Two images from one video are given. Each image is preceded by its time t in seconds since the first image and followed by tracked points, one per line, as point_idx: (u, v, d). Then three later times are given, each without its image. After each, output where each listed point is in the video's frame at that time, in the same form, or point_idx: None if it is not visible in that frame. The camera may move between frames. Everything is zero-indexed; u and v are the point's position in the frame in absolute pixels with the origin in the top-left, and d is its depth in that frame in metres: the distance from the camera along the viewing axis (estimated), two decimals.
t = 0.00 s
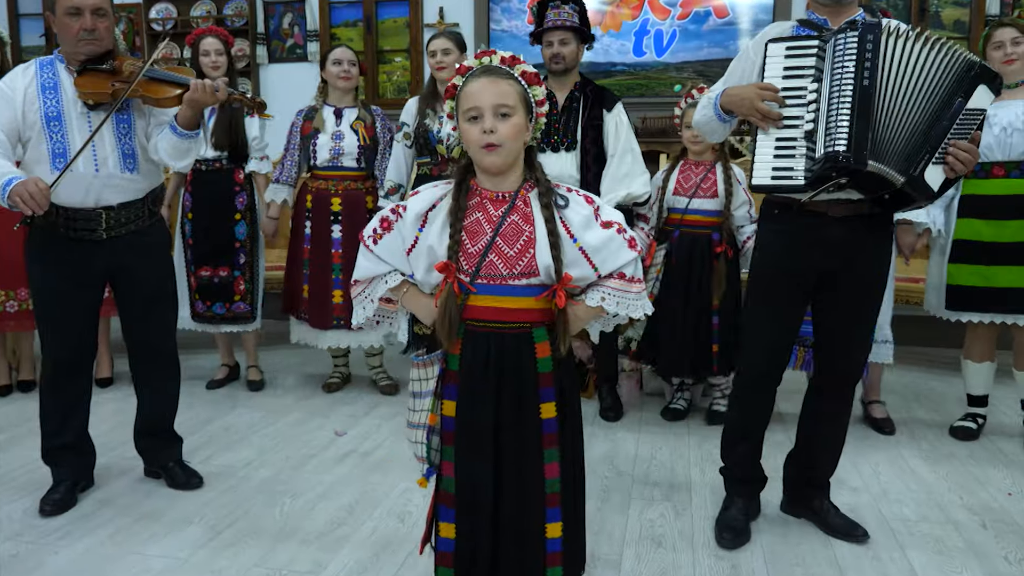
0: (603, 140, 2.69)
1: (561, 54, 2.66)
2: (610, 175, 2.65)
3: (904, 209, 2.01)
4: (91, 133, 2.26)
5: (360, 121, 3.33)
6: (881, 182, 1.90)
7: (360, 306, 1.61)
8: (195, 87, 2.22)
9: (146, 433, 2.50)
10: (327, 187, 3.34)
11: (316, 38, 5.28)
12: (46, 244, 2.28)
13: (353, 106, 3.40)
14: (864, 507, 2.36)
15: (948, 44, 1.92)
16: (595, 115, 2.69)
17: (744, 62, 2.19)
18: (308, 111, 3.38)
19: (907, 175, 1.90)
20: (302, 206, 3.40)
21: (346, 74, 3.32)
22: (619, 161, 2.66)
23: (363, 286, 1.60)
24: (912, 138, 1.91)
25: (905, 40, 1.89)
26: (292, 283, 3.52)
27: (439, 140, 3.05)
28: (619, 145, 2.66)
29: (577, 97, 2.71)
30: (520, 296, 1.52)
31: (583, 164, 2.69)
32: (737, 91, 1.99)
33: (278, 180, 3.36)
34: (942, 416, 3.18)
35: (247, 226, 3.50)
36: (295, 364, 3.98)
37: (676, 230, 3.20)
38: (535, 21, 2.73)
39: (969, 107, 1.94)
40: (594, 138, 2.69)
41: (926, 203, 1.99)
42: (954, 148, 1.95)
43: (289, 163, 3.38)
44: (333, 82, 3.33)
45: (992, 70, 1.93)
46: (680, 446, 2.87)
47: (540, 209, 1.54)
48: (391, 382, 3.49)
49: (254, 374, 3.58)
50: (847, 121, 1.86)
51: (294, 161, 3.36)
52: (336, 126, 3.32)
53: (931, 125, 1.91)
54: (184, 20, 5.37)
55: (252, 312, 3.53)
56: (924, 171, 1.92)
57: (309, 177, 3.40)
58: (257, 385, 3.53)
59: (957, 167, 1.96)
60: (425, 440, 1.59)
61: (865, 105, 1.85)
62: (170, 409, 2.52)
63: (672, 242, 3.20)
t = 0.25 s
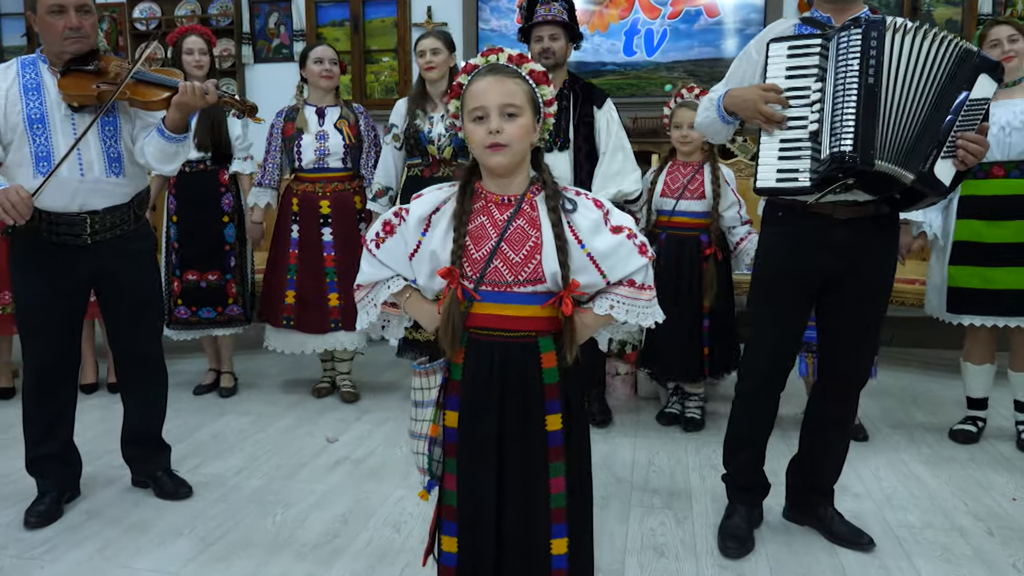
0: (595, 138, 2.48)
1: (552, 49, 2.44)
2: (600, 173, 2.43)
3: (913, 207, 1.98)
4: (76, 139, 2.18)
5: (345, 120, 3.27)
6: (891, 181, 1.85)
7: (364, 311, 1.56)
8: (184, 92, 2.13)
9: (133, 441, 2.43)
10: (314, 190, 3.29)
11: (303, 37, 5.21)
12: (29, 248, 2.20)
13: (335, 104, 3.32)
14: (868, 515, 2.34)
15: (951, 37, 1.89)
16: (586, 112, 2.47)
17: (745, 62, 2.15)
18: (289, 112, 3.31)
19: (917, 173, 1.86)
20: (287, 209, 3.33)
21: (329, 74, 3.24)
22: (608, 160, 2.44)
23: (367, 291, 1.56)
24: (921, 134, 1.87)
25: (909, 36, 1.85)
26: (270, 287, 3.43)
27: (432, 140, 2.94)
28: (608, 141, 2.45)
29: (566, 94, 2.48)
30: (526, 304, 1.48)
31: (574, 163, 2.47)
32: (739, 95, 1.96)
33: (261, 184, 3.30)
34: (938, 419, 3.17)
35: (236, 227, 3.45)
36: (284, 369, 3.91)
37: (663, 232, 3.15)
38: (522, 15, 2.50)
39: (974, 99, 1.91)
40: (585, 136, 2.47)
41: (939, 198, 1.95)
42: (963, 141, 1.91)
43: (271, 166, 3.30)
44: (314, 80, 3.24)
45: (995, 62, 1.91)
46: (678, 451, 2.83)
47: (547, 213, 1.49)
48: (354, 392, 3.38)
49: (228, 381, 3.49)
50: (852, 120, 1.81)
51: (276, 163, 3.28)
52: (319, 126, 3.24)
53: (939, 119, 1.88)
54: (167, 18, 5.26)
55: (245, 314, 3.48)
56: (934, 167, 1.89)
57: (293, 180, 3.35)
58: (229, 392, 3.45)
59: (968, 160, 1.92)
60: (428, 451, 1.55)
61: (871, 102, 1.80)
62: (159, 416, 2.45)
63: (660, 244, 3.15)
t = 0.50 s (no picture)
0: (594, 142, 2.43)
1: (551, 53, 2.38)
2: (599, 177, 2.36)
3: (923, 203, 1.92)
4: (65, 143, 2.12)
5: (336, 120, 3.21)
6: (900, 181, 1.81)
7: (369, 315, 1.52)
8: (176, 94, 2.08)
9: (122, 449, 2.37)
10: (305, 191, 3.22)
11: (292, 36, 5.14)
12: (15, 252, 2.14)
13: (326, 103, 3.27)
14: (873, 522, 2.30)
15: (955, 30, 1.85)
16: (585, 116, 2.41)
17: (749, 61, 2.09)
18: (280, 112, 3.24)
19: (927, 170, 1.81)
20: (276, 210, 3.26)
21: (319, 74, 3.18)
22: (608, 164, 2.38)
23: (373, 294, 1.52)
24: (928, 131, 1.82)
25: (914, 30, 1.80)
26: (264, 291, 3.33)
27: (423, 142, 2.94)
28: (609, 144, 2.38)
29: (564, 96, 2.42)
30: (530, 309, 1.42)
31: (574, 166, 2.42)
32: (739, 94, 1.91)
33: (252, 186, 3.23)
34: (940, 422, 3.14)
35: (228, 230, 3.38)
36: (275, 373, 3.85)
37: (661, 234, 3.11)
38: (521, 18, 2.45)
39: (979, 90, 1.86)
40: (585, 140, 2.42)
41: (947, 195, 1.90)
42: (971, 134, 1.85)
43: (262, 167, 3.25)
44: (304, 80, 3.18)
45: (999, 52, 1.86)
46: (678, 456, 2.78)
47: (552, 215, 1.44)
48: (365, 393, 3.35)
49: (233, 383, 3.43)
50: (859, 119, 1.76)
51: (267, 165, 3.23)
52: (310, 126, 3.19)
53: (946, 115, 1.83)
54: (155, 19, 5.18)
55: (240, 318, 3.41)
56: (943, 163, 1.83)
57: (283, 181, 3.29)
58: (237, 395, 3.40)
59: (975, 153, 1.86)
60: (426, 460, 1.49)
61: (876, 100, 1.75)
62: (149, 423, 2.39)
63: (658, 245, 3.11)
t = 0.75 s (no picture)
0: (604, 140, 2.36)
1: (560, 48, 2.33)
2: (607, 177, 2.31)
3: (932, 204, 1.87)
4: (54, 144, 2.07)
5: (336, 119, 3.17)
6: (910, 182, 1.76)
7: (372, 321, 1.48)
8: (169, 93, 2.01)
9: (111, 457, 2.31)
10: (305, 193, 3.18)
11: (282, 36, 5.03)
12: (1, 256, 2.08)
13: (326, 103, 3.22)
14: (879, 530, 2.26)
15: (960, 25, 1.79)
16: (595, 113, 2.35)
17: (753, 61, 2.05)
18: (279, 112, 3.21)
19: (936, 170, 1.77)
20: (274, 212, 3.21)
21: (321, 73, 3.15)
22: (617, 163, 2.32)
23: (377, 299, 1.47)
24: (934, 131, 1.78)
25: (918, 28, 1.74)
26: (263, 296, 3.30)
27: (417, 139, 2.88)
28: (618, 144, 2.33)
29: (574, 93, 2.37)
30: (531, 315, 1.36)
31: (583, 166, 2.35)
32: (744, 96, 1.86)
33: (250, 186, 3.17)
34: (942, 425, 3.10)
35: (229, 232, 3.31)
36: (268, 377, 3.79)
37: (672, 236, 3.05)
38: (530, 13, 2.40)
39: (983, 85, 1.81)
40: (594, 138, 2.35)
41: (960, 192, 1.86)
42: (981, 127, 1.83)
43: (259, 168, 3.18)
44: (304, 80, 3.15)
45: (1003, 45, 1.80)
46: (679, 461, 2.73)
47: (554, 216, 1.38)
48: (382, 396, 3.29)
49: (253, 387, 3.37)
50: (864, 121, 1.70)
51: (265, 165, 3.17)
52: (311, 126, 3.15)
53: (952, 112, 1.79)
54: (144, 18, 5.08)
55: (242, 321, 3.34)
56: (952, 162, 1.80)
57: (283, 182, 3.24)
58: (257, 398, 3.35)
59: (986, 148, 1.84)
60: (424, 469, 1.44)
61: (882, 101, 1.70)
62: (139, 432, 2.33)
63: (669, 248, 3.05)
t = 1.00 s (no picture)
0: (625, 139, 2.33)
1: (580, 42, 2.31)
2: (630, 177, 2.29)
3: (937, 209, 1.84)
4: (49, 145, 2.03)
5: (353, 118, 3.12)
6: (912, 188, 1.72)
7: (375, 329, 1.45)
8: (167, 94, 1.98)
9: (107, 464, 2.27)
10: (322, 193, 3.14)
11: (278, 36, 4.98)
12: None
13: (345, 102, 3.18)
14: (886, 535, 2.23)
15: (965, 27, 1.74)
16: (616, 112, 2.33)
17: (757, 59, 2.00)
18: (298, 113, 3.16)
19: (939, 176, 1.72)
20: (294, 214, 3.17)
21: (336, 73, 3.10)
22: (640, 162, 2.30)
23: (377, 308, 1.44)
24: (937, 136, 1.73)
25: (924, 30, 1.70)
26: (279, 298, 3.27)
27: (428, 137, 2.85)
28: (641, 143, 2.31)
29: (598, 91, 2.35)
30: (533, 321, 1.32)
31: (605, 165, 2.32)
32: (750, 97, 1.83)
33: (267, 188, 3.12)
34: (947, 428, 3.07)
35: (248, 232, 3.28)
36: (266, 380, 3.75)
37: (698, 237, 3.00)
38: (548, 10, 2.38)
39: (987, 88, 1.76)
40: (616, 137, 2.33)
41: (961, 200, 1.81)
42: (984, 132, 1.77)
43: (277, 169, 3.13)
44: (319, 79, 3.11)
45: (1007, 46, 1.75)
46: (683, 465, 2.69)
47: (555, 220, 1.34)
48: (382, 402, 3.24)
49: (254, 392, 3.32)
50: (870, 125, 1.67)
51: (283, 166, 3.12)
52: (329, 125, 3.10)
53: (955, 116, 1.74)
54: (138, 17, 5.01)
55: (262, 322, 3.33)
56: (955, 169, 1.74)
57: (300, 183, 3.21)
58: (257, 403, 3.30)
59: (987, 153, 1.77)
60: (427, 480, 1.39)
61: (888, 105, 1.66)
62: (135, 438, 2.28)
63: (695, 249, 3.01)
